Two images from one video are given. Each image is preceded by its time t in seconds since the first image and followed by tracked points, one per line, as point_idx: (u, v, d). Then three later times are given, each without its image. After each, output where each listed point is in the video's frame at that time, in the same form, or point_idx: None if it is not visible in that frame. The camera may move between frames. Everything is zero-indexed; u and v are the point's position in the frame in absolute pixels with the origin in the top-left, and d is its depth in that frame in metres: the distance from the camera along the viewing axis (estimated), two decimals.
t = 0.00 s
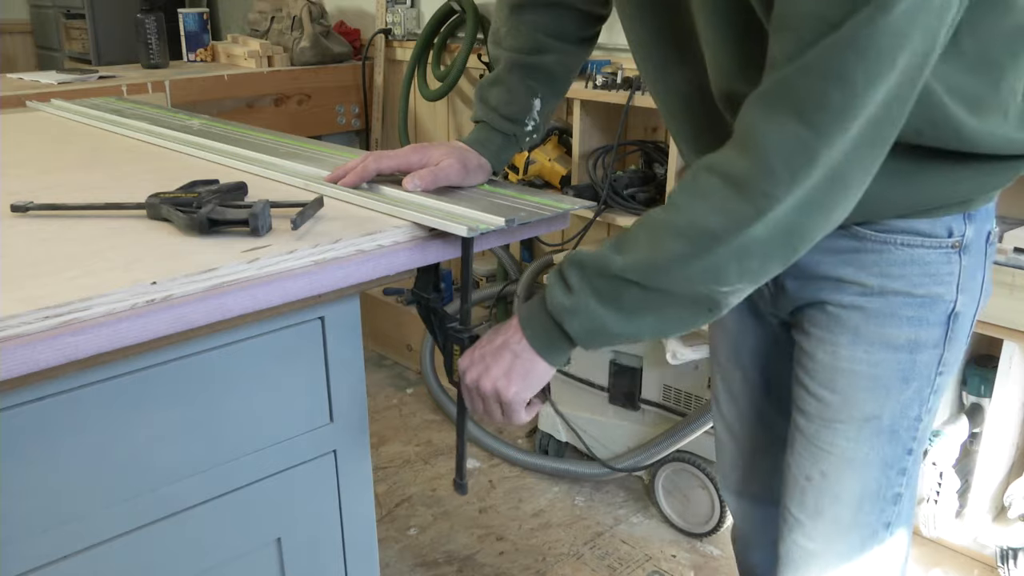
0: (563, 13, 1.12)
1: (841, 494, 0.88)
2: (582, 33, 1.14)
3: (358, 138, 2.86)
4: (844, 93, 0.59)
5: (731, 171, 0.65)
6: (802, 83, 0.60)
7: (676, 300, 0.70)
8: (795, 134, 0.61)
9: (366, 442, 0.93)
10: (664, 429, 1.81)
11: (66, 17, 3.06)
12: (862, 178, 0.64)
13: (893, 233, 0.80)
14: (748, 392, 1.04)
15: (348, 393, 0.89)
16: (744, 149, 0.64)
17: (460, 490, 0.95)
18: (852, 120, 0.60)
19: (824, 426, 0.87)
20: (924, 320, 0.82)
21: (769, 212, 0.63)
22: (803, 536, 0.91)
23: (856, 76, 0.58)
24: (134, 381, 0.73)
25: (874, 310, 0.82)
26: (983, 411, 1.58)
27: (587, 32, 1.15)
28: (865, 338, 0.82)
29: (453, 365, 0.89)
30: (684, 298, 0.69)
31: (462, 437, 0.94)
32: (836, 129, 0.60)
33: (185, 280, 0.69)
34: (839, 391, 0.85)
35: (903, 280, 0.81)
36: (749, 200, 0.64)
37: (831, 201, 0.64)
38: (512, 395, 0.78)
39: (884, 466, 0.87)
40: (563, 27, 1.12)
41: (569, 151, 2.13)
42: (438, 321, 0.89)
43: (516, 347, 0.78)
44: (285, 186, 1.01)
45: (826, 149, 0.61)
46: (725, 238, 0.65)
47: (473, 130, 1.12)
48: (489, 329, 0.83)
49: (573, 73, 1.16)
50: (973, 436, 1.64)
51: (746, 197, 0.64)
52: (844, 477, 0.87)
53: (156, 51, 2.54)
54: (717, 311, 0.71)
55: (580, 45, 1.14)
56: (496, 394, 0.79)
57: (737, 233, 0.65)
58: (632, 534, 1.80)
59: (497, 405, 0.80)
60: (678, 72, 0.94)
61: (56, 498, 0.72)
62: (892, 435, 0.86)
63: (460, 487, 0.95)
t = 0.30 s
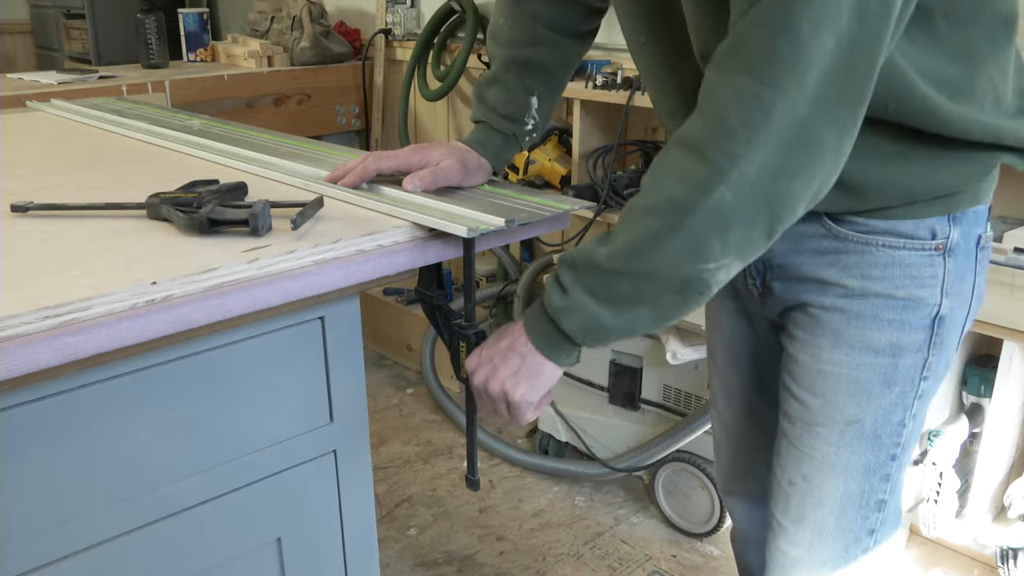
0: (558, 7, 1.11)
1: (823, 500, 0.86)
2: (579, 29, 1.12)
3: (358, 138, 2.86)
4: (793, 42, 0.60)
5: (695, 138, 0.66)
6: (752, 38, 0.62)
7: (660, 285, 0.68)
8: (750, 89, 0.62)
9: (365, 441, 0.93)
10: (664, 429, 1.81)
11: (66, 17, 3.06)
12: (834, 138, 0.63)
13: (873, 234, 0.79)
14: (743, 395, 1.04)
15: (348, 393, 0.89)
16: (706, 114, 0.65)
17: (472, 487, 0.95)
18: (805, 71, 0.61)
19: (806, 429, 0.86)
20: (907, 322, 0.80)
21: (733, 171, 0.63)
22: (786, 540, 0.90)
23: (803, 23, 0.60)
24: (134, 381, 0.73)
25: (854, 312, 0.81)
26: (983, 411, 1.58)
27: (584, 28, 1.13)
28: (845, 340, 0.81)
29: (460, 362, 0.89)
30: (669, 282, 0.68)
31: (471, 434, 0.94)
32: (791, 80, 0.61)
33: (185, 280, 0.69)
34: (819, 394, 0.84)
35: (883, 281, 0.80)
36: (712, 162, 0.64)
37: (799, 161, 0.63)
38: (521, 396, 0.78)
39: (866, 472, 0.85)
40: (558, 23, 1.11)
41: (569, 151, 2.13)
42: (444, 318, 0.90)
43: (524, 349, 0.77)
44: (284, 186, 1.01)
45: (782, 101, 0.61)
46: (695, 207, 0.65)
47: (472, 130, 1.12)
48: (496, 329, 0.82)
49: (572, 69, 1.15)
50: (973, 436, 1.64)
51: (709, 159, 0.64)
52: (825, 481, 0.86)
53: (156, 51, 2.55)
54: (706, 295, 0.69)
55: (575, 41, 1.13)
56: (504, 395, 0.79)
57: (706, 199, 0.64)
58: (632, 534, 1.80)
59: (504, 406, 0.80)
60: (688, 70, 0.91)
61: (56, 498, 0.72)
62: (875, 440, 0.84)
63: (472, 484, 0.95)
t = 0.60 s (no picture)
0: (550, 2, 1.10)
1: (809, 506, 0.87)
2: (573, 23, 1.11)
3: (358, 138, 2.86)
4: (732, 8, 0.61)
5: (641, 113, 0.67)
6: (692, 8, 0.63)
7: (622, 267, 0.69)
8: (693, 58, 0.63)
9: (366, 441, 0.93)
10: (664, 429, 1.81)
11: (66, 17, 3.06)
12: (786, 104, 0.63)
13: (858, 237, 0.78)
14: (739, 395, 1.04)
15: (348, 393, 0.89)
16: (652, 87, 0.66)
17: (474, 488, 0.95)
18: (745, 32, 0.62)
19: (793, 434, 0.87)
20: (893, 326, 0.80)
21: (682, 141, 0.64)
22: (775, 547, 0.90)
23: None
24: (133, 381, 0.73)
25: (840, 315, 0.80)
26: (983, 411, 1.59)
27: (579, 22, 1.12)
28: (831, 344, 0.82)
29: (460, 363, 0.89)
30: (633, 263, 0.69)
31: (473, 435, 0.94)
32: (730, 42, 0.62)
33: (185, 280, 0.69)
34: (806, 399, 0.84)
35: (869, 285, 0.79)
36: (660, 133, 0.65)
37: (751, 129, 0.64)
38: (528, 408, 0.78)
39: (853, 477, 0.86)
40: (550, 19, 1.10)
41: (569, 151, 2.13)
42: (444, 318, 0.90)
43: (519, 363, 0.77)
44: (284, 186, 1.01)
45: (724, 67, 0.62)
46: (648, 180, 0.66)
47: (471, 131, 1.11)
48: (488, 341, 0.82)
49: (567, 65, 1.14)
50: (973, 436, 1.64)
51: (658, 130, 0.65)
52: (812, 487, 0.86)
53: (156, 51, 2.54)
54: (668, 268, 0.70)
55: (570, 36, 1.12)
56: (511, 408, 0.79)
57: (658, 171, 0.65)
58: (632, 534, 1.80)
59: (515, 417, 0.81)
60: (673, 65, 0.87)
61: (58, 498, 0.72)
62: (862, 445, 0.85)
63: (474, 484, 0.95)
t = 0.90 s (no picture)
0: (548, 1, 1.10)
1: (794, 513, 0.87)
2: (571, 22, 1.11)
3: (358, 138, 2.86)
4: None
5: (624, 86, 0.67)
6: None
7: (615, 244, 0.68)
8: (674, 27, 0.64)
9: (366, 441, 0.93)
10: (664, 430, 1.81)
11: (66, 17, 3.06)
12: (769, 70, 0.64)
13: (842, 240, 0.79)
14: (729, 398, 1.03)
15: (348, 393, 0.89)
16: (634, 60, 0.66)
17: (476, 488, 0.95)
18: (725, 2, 0.62)
19: (776, 440, 0.87)
20: (877, 330, 0.81)
21: (667, 111, 0.65)
22: (761, 555, 0.91)
23: None
24: (133, 380, 0.73)
25: (823, 319, 0.81)
26: (983, 411, 1.59)
27: (577, 21, 1.12)
28: (814, 348, 0.82)
29: (461, 362, 0.89)
30: (625, 240, 0.68)
31: (475, 435, 0.94)
32: (711, 13, 0.62)
33: (185, 280, 0.69)
34: (789, 404, 0.85)
35: (852, 289, 0.80)
36: (645, 104, 0.65)
37: (736, 96, 0.64)
38: (525, 398, 0.78)
39: (837, 484, 0.86)
40: (549, 19, 1.11)
41: (569, 151, 2.13)
42: (445, 317, 0.90)
43: (516, 354, 0.77)
44: (285, 186, 1.01)
45: (706, 34, 0.63)
46: (635, 152, 0.66)
47: (470, 131, 1.11)
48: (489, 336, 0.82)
49: (566, 63, 1.14)
50: (973, 436, 1.64)
51: (642, 102, 0.65)
52: (796, 493, 0.87)
53: (156, 51, 2.54)
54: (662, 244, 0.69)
55: (568, 34, 1.12)
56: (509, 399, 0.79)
57: (645, 143, 0.66)
58: (632, 534, 1.80)
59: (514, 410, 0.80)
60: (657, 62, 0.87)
61: (59, 498, 0.72)
62: (845, 451, 0.85)
63: (476, 485, 0.95)
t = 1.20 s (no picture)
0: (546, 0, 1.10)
1: (781, 516, 0.87)
2: (569, 21, 1.11)
3: (358, 138, 2.86)
4: None
5: (620, 100, 0.68)
6: None
7: (619, 255, 0.69)
8: (665, 42, 0.64)
9: (366, 441, 0.93)
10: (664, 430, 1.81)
11: (66, 17, 3.06)
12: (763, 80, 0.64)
13: (830, 243, 0.78)
14: (725, 397, 1.03)
15: (349, 393, 0.89)
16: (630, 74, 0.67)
17: (477, 488, 0.95)
18: (714, 13, 0.62)
19: (764, 442, 0.87)
20: (865, 333, 0.81)
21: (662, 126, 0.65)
22: (750, 558, 0.91)
23: None
24: (133, 381, 0.73)
25: (811, 321, 0.81)
26: (983, 411, 1.59)
27: (575, 21, 1.12)
28: (802, 351, 0.82)
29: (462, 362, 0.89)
30: (628, 253, 0.69)
31: (476, 436, 0.94)
32: (701, 24, 0.63)
33: (185, 280, 0.69)
34: (777, 406, 0.85)
35: (840, 291, 0.80)
36: (641, 119, 0.66)
37: (732, 108, 0.64)
38: (512, 390, 0.79)
39: (825, 487, 0.86)
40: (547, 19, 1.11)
41: (569, 151, 2.13)
42: (445, 317, 0.90)
43: (515, 346, 0.78)
44: (285, 186, 1.01)
45: (695, 48, 0.63)
46: (634, 166, 0.67)
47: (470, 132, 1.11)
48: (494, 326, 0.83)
49: (564, 63, 1.14)
50: (973, 436, 1.64)
51: (637, 117, 0.66)
52: (783, 496, 0.87)
53: (156, 51, 2.55)
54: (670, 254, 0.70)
55: (566, 34, 1.12)
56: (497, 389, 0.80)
57: (642, 157, 0.66)
58: (632, 534, 1.80)
59: (500, 401, 0.81)
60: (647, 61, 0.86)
61: (59, 498, 0.72)
62: (833, 454, 0.85)
63: (478, 485, 0.95)
